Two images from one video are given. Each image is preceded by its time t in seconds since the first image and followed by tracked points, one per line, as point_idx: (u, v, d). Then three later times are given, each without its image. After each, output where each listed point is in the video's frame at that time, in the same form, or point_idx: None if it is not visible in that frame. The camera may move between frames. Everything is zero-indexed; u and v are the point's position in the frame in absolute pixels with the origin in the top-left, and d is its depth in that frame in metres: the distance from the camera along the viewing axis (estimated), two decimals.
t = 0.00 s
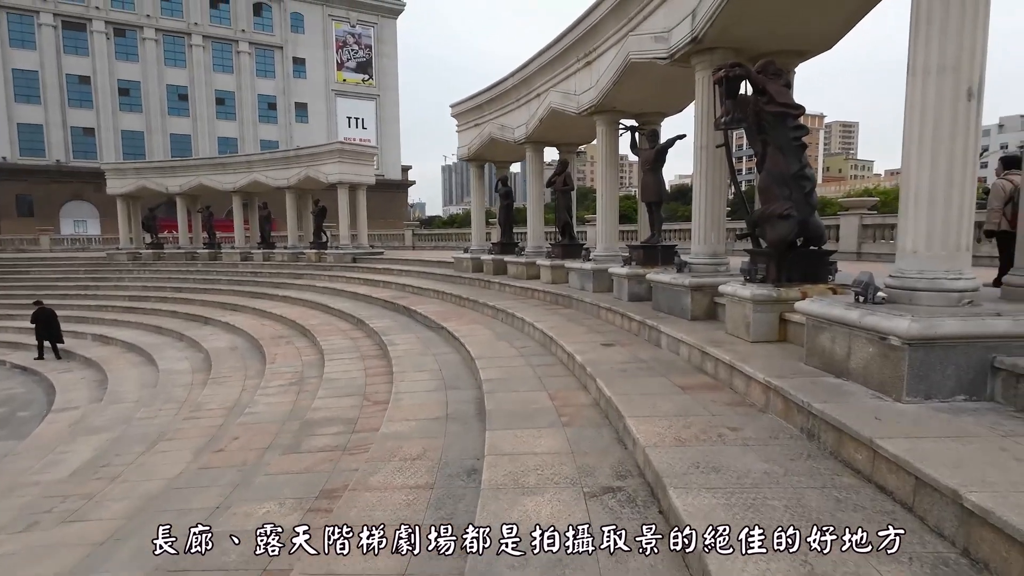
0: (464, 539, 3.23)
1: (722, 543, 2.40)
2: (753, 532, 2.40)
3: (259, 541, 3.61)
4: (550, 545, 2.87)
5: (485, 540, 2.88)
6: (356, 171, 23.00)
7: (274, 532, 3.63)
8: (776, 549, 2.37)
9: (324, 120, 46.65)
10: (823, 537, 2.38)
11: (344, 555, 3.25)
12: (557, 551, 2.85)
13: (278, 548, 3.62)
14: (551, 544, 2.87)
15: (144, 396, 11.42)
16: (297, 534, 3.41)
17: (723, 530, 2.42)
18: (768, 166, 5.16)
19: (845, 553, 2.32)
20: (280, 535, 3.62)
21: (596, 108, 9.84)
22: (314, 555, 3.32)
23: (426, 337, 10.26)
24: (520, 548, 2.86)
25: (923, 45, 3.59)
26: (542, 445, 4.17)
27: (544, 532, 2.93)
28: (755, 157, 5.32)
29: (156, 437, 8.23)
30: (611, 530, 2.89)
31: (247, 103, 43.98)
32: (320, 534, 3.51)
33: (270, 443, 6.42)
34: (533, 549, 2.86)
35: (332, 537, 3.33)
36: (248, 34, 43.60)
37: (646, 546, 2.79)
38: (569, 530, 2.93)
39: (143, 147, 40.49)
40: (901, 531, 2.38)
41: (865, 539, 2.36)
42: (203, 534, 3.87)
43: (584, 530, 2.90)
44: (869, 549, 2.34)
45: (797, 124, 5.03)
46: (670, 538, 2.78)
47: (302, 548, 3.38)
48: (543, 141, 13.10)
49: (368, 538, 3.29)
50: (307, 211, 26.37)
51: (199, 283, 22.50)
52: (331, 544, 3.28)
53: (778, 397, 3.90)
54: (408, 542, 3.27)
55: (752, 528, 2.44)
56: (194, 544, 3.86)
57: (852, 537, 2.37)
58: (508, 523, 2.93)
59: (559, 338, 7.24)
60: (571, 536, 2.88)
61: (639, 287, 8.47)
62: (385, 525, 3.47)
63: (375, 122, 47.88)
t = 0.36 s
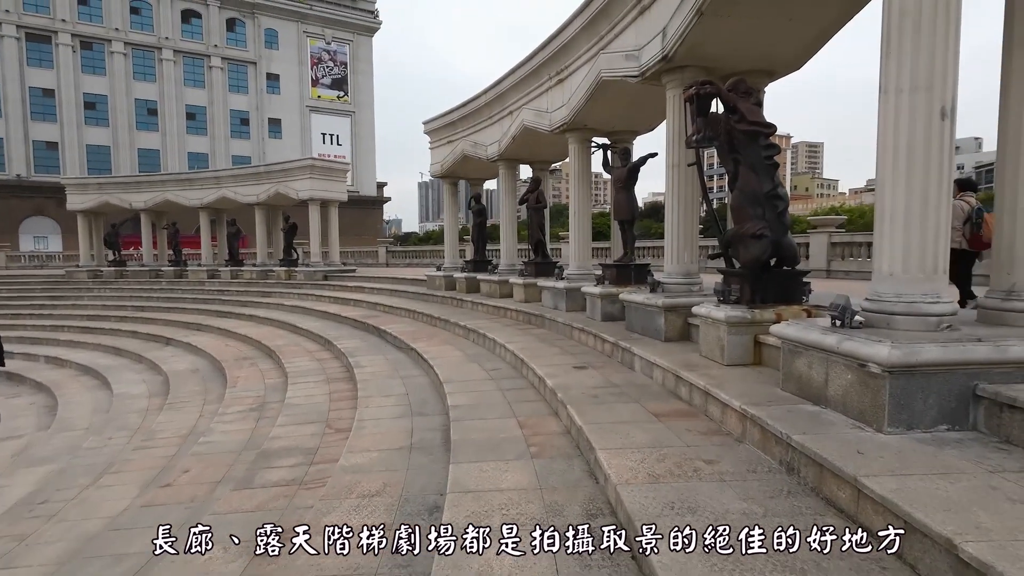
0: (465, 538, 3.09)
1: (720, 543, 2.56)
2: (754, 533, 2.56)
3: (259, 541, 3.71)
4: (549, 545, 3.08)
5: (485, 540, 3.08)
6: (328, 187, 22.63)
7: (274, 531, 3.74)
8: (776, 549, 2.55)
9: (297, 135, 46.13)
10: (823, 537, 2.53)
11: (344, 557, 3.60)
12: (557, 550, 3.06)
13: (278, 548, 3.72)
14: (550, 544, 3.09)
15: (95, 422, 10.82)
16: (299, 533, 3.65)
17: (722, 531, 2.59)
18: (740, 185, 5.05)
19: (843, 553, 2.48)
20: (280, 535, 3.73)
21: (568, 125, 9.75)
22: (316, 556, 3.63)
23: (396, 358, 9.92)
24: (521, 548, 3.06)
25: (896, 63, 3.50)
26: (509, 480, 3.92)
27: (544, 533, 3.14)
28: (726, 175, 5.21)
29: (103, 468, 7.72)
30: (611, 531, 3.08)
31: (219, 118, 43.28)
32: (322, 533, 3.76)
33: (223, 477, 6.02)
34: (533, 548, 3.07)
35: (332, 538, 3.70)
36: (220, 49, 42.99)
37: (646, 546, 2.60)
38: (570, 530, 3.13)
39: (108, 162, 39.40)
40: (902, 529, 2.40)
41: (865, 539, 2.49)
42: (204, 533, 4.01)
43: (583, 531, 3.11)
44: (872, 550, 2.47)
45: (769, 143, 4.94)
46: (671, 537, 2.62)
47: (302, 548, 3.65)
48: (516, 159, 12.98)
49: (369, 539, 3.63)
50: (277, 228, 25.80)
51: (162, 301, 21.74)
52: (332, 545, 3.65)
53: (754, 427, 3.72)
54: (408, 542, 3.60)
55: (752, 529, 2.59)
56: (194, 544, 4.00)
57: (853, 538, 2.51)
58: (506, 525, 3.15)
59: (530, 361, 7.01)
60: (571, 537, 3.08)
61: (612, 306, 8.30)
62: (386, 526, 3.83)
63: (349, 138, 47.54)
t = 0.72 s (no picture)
0: (465, 538, 3.17)
1: (721, 543, 2.59)
2: (754, 533, 2.59)
3: (259, 541, 3.63)
4: (549, 545, 3.15)
5: (485, 540, 3.16)
6: (311, 195, 22.22)
7: (273, 531, 3.65)
8: (776, 549, 2.57)
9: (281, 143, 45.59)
10: (823, 538, 2.55)
11: (344, 554, 3.63)
12: (557, 550, 3.13)
13: (278, 548, 3.63)
14: (551, 544, 3.14)
15: (59, 438, 10.28)
16: (298, 533, 3.68)
17: (723, 532, 2.62)
18: (733, 188, 4.79)
19: (842, 552, 2.50)
20: (279, 535, 3.65)
21: (554, 130, 9.49)
22: (316, 553, 3.64)
23: (376, 370, 9.53)
24: (520, 549, 3.14)
25: (903, 55, 3.26)
26: (489, 507, 3.59)
27: (544, 534, 3.20)
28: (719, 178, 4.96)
29: (60, 488, 7.25)
30: (612, 531, 2.72)
31: (201, 125, 42.63)
32: (321, 534, 3.80)
33: (185, 500, 5.61)
34: (532, 549, 3.15)
35: (332, 538, 3.72)
36: (203, 56, 42.41)
37: (646, 546, 2.59)
38: (569, 531, 3.18)
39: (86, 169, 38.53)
40: (902, 531, 2.22)
41: (865, 540, 2.45)
42: (203, 534, 4.13)
43: (584, 531, 3.18)
44: (870, 550, 2.42)
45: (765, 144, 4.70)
46: (671, 537, 2.64)
47: (302, 548, 3.65)
48: (502, 165, 12.70)
49: (369, 539, 3.65)
50: (258, 236, 25.26)
51: (138, 311, 21.10)
52: (332, 544, 3.67)
53: (756, 448, 3.42)
54: (407, 542, 3.28)
55: (753, 530, 2.62)
56: (194, 544, 4.13)
57: (854, 538, 2.48)
58: (506, 525, 3.25)
59: (515, 373, 6.67)
60: (571, 537, 3.14)
61: (600, 315, 8.01)
62: (387, 526, 3.94)
63: (335, 146, 47.14)
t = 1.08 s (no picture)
0: (465, 538, 3.22)
1: (720, 543, 2.64)
2: (754, 533, 2.63)
3: (259, 541, 3.73)
4: (550, 545, 3.16)
5: (485, 540, 3.21)
6: (299, 197, 21.82)
7: (273, 531, 3.76)
8: (776, 549, 2.61)
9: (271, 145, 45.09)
10: (823, 538, 2.55)
11: (344, 555, 3.70)
12: (557, 550, 3.14)
13: (278, 548, 3.74)
14: (551, 544, 3.16)
15: (30, 449, 9.84)
16: (301, 533, 3.75)
17: (724, 531, 2.66)
18: (737, 188, 4.51)
19: (842, 553, 2.50)
20: (279, 535, 3.76)
21: (545, 129, 9.19)
22: (316, 554, 3.70)
23: (361, 378, 9.16)
24: (520, 549, 3.16)
25: (927, 40, 2.97)
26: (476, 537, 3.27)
27: (545, 534, 3.21)
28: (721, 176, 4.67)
29: (23, 505, 6.84)
30: (611, 530, 2.75)
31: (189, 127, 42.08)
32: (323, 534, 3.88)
33: (153, 522, 5.25)
34: (533, 549, 3.16)
35: (333, 538, 3.78)
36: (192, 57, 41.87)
37: (645, 546, 2.64)
38: (571, 532, 3.19)
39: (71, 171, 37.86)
40: (901, 531, 2.21)
41: (864, 539, 2.35)
42: (204, 534, 4.10)
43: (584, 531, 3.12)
44: (869, 550, 2.31)
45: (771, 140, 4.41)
46: (670, 538, 2.68)
47: (303, 548, 3.71)
48: (493, 166, 12.39)
49: (370, 539, 3.71)
50: (245, 239, 24.78)
51: (120, 315, 20.59)
52: (332, 544, 3.73)
53: (767, 471, 3.12)
54: (408, 542, 3.24)
55: (752, 529, 2.66)
56: (195, 543, 4.11)
57: (853, 537, 2.42)
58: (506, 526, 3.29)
59: (505, 383, 6.36)
60: (571, 537, 3.14)
61: (595, 322, 7.70)
62: (389, 526, 4.01)
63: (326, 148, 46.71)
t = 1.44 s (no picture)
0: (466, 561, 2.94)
1: None
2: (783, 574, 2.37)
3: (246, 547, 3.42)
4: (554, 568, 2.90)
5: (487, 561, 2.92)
6: (288, 196, 21.42)
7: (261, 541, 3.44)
8: None
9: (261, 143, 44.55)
10: None
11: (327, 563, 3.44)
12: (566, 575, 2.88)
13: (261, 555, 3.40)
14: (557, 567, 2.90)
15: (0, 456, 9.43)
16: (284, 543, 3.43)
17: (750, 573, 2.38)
18: (739, 181, 4.22)
19: None
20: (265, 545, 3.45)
21: (537, 123, 8.87)
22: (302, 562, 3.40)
23: (346, 382, 8.81)
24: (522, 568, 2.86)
25: (956, 13, 2.68)
26: (457, 565, 2.95)
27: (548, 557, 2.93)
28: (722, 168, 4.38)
29: None
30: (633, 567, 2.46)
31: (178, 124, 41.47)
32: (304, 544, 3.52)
33: (115, 539, 4.89)
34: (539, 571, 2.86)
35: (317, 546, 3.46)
36: (181, 54, 41.25)
37: None
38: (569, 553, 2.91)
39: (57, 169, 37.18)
40: None
41: None
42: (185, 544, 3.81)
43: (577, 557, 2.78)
44: None
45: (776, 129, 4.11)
46: None
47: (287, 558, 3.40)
48: (483, 163, 12.07)
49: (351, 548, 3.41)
50: (232, 238, 24.33)
51: (103, 316, 20.11)
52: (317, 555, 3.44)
53: (778, 491, 2.81)
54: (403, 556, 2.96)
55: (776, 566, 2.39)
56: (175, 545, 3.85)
57: None
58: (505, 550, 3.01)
59: (494, 388, 6.04)
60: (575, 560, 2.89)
61: (588, 323, 7.40)
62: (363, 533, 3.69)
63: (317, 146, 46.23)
